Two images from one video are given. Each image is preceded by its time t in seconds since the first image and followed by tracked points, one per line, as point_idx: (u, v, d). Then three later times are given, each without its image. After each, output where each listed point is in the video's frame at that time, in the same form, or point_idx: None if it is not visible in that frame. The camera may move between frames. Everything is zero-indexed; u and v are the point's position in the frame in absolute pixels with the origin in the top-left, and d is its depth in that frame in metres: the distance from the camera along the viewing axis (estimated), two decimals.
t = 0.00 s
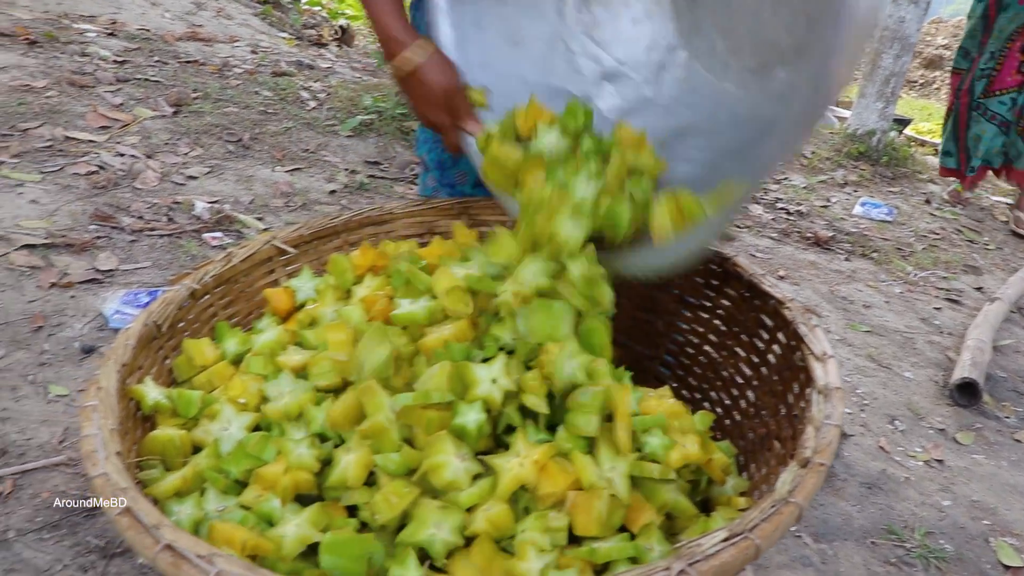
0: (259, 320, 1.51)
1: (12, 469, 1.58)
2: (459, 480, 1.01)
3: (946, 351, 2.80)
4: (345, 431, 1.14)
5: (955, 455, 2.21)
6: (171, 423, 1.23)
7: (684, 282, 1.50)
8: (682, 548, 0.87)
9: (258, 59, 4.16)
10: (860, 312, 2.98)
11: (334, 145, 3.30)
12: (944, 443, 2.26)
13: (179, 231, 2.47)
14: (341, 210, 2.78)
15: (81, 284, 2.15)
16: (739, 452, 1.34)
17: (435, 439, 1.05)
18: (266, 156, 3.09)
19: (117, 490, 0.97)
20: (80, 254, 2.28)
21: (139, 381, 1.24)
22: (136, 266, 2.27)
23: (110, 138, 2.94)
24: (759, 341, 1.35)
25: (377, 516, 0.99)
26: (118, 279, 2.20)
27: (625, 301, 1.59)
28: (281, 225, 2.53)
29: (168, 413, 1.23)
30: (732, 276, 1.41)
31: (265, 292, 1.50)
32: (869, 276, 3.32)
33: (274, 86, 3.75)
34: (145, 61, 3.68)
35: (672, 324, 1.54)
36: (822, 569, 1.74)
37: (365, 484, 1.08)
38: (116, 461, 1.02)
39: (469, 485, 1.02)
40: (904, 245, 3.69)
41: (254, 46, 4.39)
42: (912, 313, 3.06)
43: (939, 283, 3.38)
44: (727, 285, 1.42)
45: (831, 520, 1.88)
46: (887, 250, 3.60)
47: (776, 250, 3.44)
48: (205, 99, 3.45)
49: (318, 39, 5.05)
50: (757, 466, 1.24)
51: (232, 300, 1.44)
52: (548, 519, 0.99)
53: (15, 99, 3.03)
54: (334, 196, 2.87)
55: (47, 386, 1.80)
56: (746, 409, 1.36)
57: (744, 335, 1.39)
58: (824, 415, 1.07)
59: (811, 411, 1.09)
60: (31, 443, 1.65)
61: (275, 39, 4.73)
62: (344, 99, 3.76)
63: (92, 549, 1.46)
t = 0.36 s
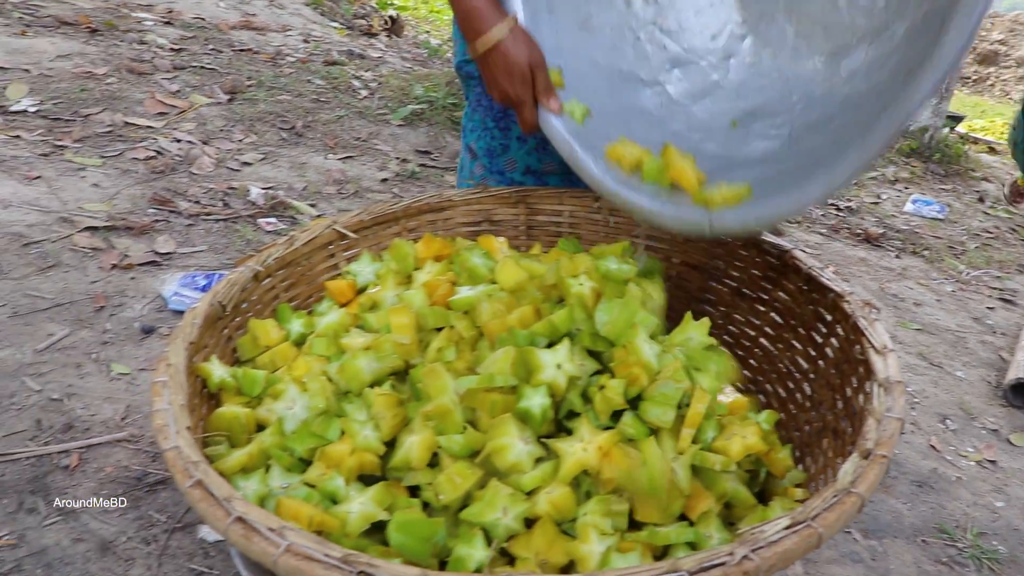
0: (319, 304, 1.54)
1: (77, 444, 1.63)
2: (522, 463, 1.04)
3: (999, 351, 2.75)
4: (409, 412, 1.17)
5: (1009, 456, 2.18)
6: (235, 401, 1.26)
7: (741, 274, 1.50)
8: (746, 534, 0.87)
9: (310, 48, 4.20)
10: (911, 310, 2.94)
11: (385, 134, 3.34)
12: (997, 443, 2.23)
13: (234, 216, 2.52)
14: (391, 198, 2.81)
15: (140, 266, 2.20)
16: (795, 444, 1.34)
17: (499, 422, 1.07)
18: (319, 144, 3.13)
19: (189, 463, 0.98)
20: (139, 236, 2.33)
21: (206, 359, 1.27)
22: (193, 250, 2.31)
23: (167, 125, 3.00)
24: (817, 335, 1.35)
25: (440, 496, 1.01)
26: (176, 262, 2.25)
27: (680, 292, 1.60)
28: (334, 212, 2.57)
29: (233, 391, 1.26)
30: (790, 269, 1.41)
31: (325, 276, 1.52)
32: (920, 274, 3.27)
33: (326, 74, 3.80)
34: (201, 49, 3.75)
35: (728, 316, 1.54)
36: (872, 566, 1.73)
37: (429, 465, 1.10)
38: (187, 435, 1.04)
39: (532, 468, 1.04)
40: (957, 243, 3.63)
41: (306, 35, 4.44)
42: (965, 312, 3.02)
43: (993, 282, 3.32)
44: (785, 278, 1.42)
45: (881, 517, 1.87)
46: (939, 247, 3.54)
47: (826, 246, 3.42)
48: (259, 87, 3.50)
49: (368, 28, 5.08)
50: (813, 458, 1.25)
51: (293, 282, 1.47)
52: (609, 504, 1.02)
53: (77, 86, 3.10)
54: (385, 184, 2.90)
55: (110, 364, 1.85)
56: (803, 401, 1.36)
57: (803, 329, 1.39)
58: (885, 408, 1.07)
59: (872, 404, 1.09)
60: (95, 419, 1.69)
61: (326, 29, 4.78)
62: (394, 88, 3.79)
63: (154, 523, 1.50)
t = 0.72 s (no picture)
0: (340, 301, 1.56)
1: (101, 435, 1.65)
2: (541, 460, 1.05)
3: (1019, 354, 2.74)
4: (431, 408, 1.18)
5: None
6: (258, 395, 1.28)
7: (759, 274, 1.51)
8: (763, 532, 0.88)
9: (332, 46, 4.23)
10: (929, 312, 2.93)
11: (405, 132, 3.35)
12: (1015, 447, 2.22)
13: (255, 213, 2.55)
14: (411, 197, 2.83)
15: (163, 261, 2.23)
16: (812, 444, 1.35)
17: (519, 418, 1.09)
18: (339, 142, 3.15)
19: (213, 455, 1.00)
20: (162, 232, 2.36)
21: (229, 353, 1.29)
22: (215, 246, 2.34)
23: (190, 121, 3.03)
24: (835, 336, 1.36)
25: (460, 491, 1.03)
26: (198, 258, 2.28)
27: (699, 292, 1.60)
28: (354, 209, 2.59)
29: (256, 385, 1.28)
30: (809, 270, 1.41)
31: (346, 273, 1.54)
32: (939, 276, 3.26)
33: (347, 72, 3.82)
34: (224, 47, 3.78)
35: (746, 317, 1.54)
36: (888, 568, 1.73)
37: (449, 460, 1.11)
38: (211, 428, 1.05)
39: (551, 465, 1.06)
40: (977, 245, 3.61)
41: (327, 33, 4.47)
42: (984, 315, 3.01)
43: (1013, 285, 3.30)
44: (803, 279, 1.43)
45: (897, 519, 1.87)
46: (958, 250, 3.53)
47: (844, 247, 3.41)
48: (281, 84, 3.53)
49: (388, 26, 5.10)
50: (831, 458, 1.25)
51: (315, 279, 1.49)
52: (627, 501, 1.03)
53: (102, 82, 3.14)
54: (405, 183, 2.92)
55: (132, 358, 1.87)
56: (820, 402, 1.37)
57: (821, 330, 1.39)
58: (902, 409, 1.07)
59: (889, 406, 1.10)
60: (118, 411, 1.72)
61: (347, 27, 4.81)
62: (415, 87, 3.81)
63: (175, 515, 1.52)
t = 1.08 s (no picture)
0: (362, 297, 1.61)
1: (128, 425, 1.71)
2: (557, 449, 1.10)
3: None
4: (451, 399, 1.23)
5: None
6: (283, 386, 1.33)
7: (769, 276, 1.55)
8: (766, 518, 0.93)
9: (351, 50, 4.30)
10: (939, 319, 2.96)
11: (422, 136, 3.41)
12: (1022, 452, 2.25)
13: (276, 213, 2.60)
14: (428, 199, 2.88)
15: (187, 258, 2.29)
16: (819, 442, 1.39)
17: (536, 409, 1.13)
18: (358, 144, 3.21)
19: (243, 439, 1.05)
20: (186, 230, 2.41)
21: (256, 345, 1.34)
22: (237, 244, 2.40)
23: (213, 123, 3.09)
24: (842, 337, 1.40)
25: (478, 478, 1.08)
26: (220, 256, 2.33)
27: (710, 294, 1.65)
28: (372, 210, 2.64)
29: (281, 376, 1.33)
30: (818, 273, 1.45)
31: (368, 270, 1.59)
32: (950, 284, 3.29)
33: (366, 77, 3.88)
34: (246, 50, 3.85)
35: (756, 318, 1.59)
36: (892, 567, 1.76)
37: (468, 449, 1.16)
38: (241, 414, 1.10)
39: (565, 455, 1.11)
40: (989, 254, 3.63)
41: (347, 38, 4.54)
42: (994, 323, 3.03)
43: None
44: (812, 282, 1.47)
45: (903, 520, 1.90)
46: (970, 258, 3.55)
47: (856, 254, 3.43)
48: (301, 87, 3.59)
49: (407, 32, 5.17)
50: (835, 455, 1.29)
51: (339, 275, 1.54)
52: (638, 490, 1.07)
53: (127, 84, 3.21)
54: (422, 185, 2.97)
55: (158, 351, 1.93)
56: (826, 401, 1.41)
57: (829, 331, 1.43)
58: (904, 406, 1.11)
59: (891, 402, 1.14)
60: (144, 402, 1.77)
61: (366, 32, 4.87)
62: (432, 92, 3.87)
63: (199, 502, 1.57)
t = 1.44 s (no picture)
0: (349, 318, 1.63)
1: (121, 449, 1.73)
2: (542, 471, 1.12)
3: (1015, 365, 2.79)
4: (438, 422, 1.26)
5: (1019, 469, 2.22)
6: (272, 410, 1.35)
7: (750, 293, 1.58)
8: (740, 537, 0.95)
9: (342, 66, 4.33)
10: (927, 324, 2.99)
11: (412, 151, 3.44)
12: (1008, 457, 2.27)
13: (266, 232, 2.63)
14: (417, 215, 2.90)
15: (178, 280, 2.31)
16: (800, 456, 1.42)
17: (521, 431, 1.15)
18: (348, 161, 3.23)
19: (232, 465, 1.07)
20: (177, 252, 2.44)
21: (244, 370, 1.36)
22: (228, 265, 2.42)
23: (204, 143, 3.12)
24: (820, 353, 1.42)
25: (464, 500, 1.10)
26: (211, 276, 2.36)
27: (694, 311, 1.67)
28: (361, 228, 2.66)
29: (270, 400, 1.35)
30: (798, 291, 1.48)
31: (356, 291, 1.61)
32: (939, 289, 3.31)
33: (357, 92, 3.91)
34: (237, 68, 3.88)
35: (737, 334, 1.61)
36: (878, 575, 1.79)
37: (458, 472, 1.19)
38: (229, 439, 1.12)
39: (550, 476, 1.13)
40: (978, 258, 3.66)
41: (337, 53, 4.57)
42: (982, 327, 3.06)
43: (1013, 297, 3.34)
44: (792, 299, 1.49)
45: (889, 527, 1.92)
46: (959, 262, 3.57)
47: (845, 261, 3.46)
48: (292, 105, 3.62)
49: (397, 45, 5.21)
50: (813, 470, 1.32)
51: (327, 298, 1.56)
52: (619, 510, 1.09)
53: (119, 105, 3.24)
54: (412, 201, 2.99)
55: (150, 374, 1.95)
56: (806, 416, 1.43)
57: (808, 348, 1.46)
58: (877, 423, 1.14)
59: (865, 419, 1.16)
60: (137, 426, 1.80)
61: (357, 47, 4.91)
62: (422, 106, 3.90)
63: (191, 525, 1.59)
